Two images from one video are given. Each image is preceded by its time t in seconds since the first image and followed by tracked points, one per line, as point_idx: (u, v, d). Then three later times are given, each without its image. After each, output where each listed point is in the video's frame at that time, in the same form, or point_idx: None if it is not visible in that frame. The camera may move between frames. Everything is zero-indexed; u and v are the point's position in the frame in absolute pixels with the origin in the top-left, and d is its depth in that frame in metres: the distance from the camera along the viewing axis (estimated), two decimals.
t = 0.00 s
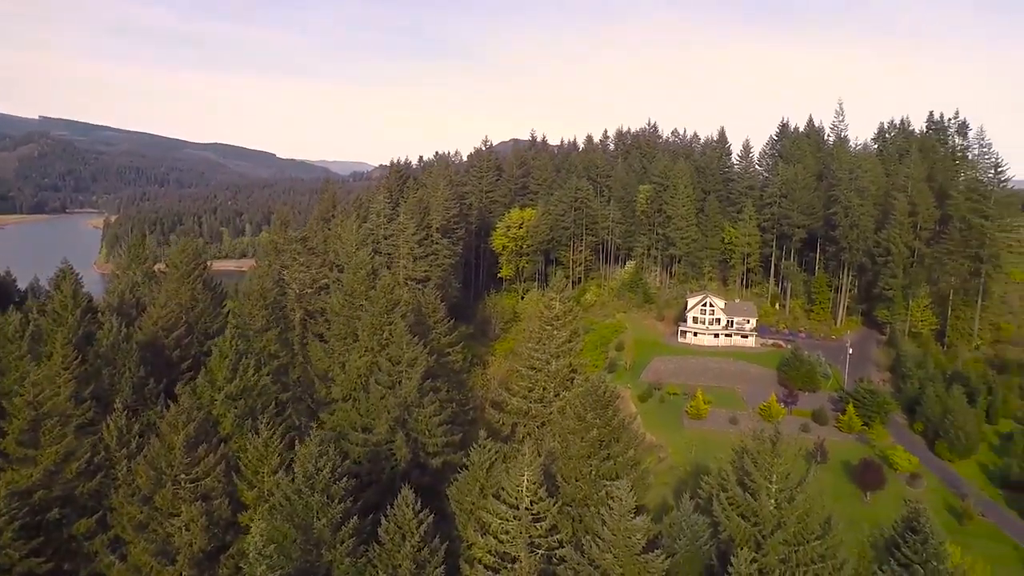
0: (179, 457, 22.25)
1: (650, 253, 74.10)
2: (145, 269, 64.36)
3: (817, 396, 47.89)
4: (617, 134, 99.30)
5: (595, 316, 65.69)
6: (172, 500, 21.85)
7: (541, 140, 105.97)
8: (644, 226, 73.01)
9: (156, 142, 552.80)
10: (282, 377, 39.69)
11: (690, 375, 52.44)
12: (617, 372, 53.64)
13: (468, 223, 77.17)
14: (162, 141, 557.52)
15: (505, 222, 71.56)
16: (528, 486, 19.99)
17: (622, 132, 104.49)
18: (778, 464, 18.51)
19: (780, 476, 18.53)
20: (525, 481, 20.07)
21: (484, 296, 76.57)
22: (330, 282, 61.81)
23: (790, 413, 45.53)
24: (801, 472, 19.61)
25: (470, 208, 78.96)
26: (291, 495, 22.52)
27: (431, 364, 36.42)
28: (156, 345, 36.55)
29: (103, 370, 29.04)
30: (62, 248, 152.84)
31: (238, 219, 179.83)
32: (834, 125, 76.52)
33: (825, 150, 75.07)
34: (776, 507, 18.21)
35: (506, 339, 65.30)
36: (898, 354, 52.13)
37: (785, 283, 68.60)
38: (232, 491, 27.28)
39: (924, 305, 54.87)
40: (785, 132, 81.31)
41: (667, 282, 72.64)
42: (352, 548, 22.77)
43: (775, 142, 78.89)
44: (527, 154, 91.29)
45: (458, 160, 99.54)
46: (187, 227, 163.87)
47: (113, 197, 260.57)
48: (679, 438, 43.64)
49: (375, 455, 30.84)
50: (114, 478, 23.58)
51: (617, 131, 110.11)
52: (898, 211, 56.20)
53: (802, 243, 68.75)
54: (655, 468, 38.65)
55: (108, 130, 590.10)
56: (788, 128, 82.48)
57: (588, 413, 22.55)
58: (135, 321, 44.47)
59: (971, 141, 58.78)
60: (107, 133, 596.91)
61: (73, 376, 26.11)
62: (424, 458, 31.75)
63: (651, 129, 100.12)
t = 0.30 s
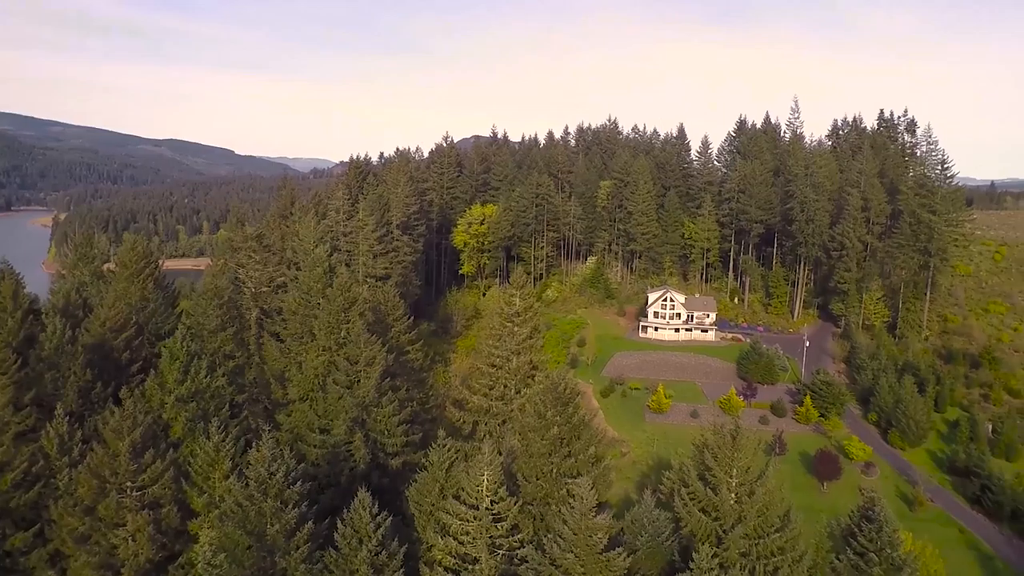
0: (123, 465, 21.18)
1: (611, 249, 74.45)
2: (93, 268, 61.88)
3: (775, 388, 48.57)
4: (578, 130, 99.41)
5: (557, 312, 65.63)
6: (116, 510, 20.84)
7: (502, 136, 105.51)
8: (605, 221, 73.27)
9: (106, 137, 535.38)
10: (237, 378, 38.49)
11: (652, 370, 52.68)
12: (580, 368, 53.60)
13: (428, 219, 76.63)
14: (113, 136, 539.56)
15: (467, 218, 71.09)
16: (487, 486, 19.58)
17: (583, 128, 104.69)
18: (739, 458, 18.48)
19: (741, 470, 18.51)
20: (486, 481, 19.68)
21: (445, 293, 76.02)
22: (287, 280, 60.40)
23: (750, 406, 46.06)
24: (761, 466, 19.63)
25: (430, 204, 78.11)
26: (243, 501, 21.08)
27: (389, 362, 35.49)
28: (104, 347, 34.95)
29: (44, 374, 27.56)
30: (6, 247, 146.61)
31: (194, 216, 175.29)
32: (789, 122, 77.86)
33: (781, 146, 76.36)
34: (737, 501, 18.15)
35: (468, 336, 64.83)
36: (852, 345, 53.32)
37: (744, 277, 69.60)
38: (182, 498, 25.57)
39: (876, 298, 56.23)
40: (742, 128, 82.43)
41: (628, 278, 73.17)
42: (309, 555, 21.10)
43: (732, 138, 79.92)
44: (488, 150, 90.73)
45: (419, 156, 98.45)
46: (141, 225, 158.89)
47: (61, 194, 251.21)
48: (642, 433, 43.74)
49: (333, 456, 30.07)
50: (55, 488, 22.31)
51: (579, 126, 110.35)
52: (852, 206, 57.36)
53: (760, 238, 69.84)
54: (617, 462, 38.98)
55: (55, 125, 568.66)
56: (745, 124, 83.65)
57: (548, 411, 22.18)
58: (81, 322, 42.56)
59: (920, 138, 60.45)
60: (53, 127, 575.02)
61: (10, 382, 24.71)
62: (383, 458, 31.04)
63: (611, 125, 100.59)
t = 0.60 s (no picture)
0: (66, 474, 20.06)
1: (575, 245, 74.44)
2: (40, 269, 59.28)
3: (739, 382, 49.01)
4: (542, 126, 99.16)
5: (522, 309, 65.37)
6: (58, 522, 19.74)
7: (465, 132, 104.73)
8: (569, 217, 73.23)
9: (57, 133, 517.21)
10: (193, 380, 37.17)
11: (617, 365, 52.68)
12: (545, 365, 53.46)
13: (391, 216, 75.73)
14: (65, 132, 521.94)
15: (430, 214, 70.35)
16: (450, 488, 19.05)
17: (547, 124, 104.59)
18: (703, 454, 18.33)
19: (706, 466, 18.36)
20: (448, 483, 19.17)
21: (409, 291, 75.16)
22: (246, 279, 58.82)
23: (714, 400, 46.37)
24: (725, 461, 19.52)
25: (393, 200, 77.10)
26: (194, 508, 19.70)
27: (350, 361, 34.57)
28: (50, 350, 33.26)
29: None
30: None
31: (151, 215, 170.68)
32: (750, 118, 78.80)
33: (742, 143, 77.27)
34: (702, 498, 17.98)
35: (432, 334, 64.17)
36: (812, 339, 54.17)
37: (707, 272, 70.30)
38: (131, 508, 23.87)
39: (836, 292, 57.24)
40: (704, 124, 83.16)
41: (592, 274, 73.30)
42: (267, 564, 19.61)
43: (694, 134, 80.57)
44: (451, 147, 89.90)
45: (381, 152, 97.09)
46: (95, 224, 153.72)
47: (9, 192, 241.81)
48: (607, 429, 43.66)
49: (292, 459, 29.16)
50: None
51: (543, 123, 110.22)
52: (811, 202, 58.20)
53: (722, 233, 70.58)
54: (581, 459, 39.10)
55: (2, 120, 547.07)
56: (707, 120, 84.41)
57: (511, 409, 21.70)
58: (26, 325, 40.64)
59: (876, 134, 61.70)
60: None
61: None
62: (344, 460, 30.27)
63: (575, 121, 100.67)
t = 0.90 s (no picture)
0: (9, 485, 18.91)
1: (543, 241, 74.24)
2: None
3: (706, 376, 49.37)
4: (510, 122, 98.66)
5: (490, 306, 64.94)
6: None
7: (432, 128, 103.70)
8: (537, 214, 73.02)
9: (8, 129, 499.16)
10: (150, 382, 35.86)
11: (585, 361, 52.57)
12: (513, 362, 53.23)
13: (357, 213, 74.57)
14: (17, 128, 504.14)
15: (396, 211, 69.51)
16: (416, 489, 18.47)
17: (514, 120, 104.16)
18: (672, 451, 18.08)
19: (675, 464, 18.12)
20: (413, 484, 18.57)
21: (376, 289, 74.19)
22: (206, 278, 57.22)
23: (682, 395, 46.55)
24: (695, 458, 19.31)
25: (359, 197, 75.90)
26: (146, 518, 18.32)
27: (313, 360, 33.63)
28: None
29: None
30: None
31: (109, 213, 165.56)
32: (716, 115, 79.42)
33: (707, 139, 77.91)
34: (671, 495, 17.73)
35: (399, 332, 63.44)
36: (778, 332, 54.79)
37: (674, 268, 70.75)
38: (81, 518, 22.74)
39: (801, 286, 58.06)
40: (671, 120, 83.64)
41: (560, 270, 73.19)
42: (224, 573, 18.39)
43: (661, 130, 80.95)
44: (418, 143, 88.93)
45: (347, 149, 95.63)
46: (50, 223, 148.48)
47: None
48: (576, 425, 43.56)
49: (255, 462, 28.25)
50: None
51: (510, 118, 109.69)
52: (777, 197, 58.83)
53: (688, 228, 71.07)
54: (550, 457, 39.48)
55: None
56: (674, 116, 84.91)
57: (477, 409, 21.17)
58: None
59: (839, 130, 62.65)
60: None
61: None
62: (307, 462, 29.30)
63: (542, 117, 100.47)
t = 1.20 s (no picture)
0: None
1: (514, 238, 73.92)
2: None
3: (678, 371, 49.45)
4: (481, 118, 97.93)
5: (461, 303, 64.39)
6: None
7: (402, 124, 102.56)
8: (508, 210, 72.66)
9: None
10: (108, 385, 34.54)
11: (557, 358, 52.32)
12: (485, 359, 52.82)
13: (326, 210, 73.33)
14: None
15: (366, 208, 68.24)
16: (383, 492, 17.89)
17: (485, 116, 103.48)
18: (644, 449, 17.80)
19: (647, 462, 17.84)
20: (380, 487, 17.98)
21: (346, 287, 73.19)
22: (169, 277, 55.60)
23: (655, 390, 46.56)
24: (667, 455, 19.08)
25: (327, 194, 74.59)
26: (98, 529, 16.74)
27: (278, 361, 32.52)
28: None
29: None
30: None
31: (69, 212, 160.76)
32: (686, 111, 79.77)
33: (677, 135, 78.29)
34: (644, 493, 17.45)
35: (369, 330, 62.64)
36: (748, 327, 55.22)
37: (645, 263, 70.97)
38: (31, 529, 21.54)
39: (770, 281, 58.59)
40: (641, 117, 83.86)
41: (532, 267, 72.95)
42: None
43: (631, 126, 81.10)
44: (388, 139, 87.82)
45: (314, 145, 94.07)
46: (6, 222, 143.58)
47: None
48: (548, 422, 43.35)
49: (220, 465, 27.26)
50: None
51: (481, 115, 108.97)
52: (746, 192, 59.23)
53: (659, 224, 71.34)
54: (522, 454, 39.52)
55: None
56: (644, 112, 85.13)
57: (447, 408, 20.66)
58: None
59: (806, 127, 63.37)
60: None
61: None
62: (273, 464, 28.50)
63: (513, 114, 100.05)
